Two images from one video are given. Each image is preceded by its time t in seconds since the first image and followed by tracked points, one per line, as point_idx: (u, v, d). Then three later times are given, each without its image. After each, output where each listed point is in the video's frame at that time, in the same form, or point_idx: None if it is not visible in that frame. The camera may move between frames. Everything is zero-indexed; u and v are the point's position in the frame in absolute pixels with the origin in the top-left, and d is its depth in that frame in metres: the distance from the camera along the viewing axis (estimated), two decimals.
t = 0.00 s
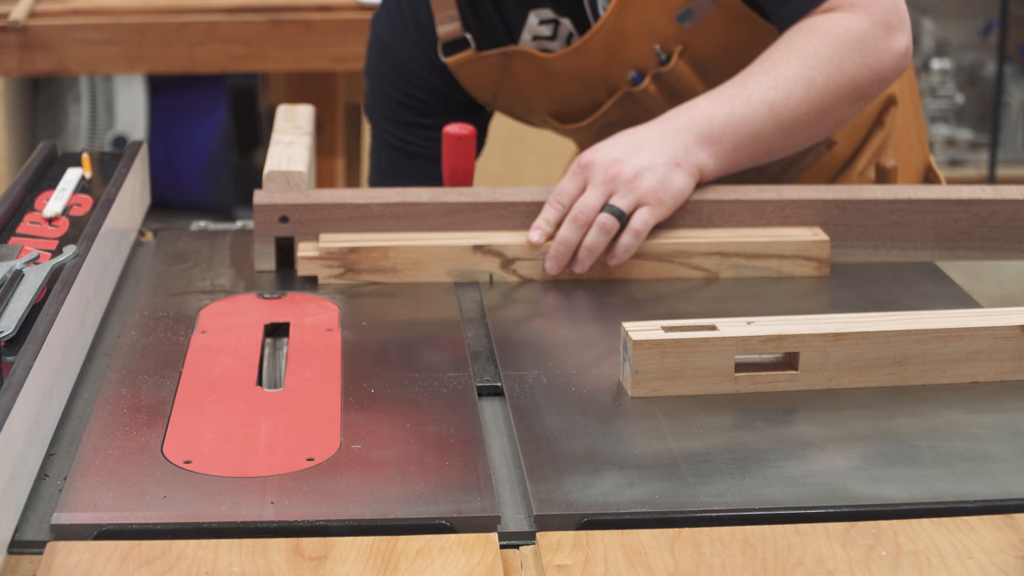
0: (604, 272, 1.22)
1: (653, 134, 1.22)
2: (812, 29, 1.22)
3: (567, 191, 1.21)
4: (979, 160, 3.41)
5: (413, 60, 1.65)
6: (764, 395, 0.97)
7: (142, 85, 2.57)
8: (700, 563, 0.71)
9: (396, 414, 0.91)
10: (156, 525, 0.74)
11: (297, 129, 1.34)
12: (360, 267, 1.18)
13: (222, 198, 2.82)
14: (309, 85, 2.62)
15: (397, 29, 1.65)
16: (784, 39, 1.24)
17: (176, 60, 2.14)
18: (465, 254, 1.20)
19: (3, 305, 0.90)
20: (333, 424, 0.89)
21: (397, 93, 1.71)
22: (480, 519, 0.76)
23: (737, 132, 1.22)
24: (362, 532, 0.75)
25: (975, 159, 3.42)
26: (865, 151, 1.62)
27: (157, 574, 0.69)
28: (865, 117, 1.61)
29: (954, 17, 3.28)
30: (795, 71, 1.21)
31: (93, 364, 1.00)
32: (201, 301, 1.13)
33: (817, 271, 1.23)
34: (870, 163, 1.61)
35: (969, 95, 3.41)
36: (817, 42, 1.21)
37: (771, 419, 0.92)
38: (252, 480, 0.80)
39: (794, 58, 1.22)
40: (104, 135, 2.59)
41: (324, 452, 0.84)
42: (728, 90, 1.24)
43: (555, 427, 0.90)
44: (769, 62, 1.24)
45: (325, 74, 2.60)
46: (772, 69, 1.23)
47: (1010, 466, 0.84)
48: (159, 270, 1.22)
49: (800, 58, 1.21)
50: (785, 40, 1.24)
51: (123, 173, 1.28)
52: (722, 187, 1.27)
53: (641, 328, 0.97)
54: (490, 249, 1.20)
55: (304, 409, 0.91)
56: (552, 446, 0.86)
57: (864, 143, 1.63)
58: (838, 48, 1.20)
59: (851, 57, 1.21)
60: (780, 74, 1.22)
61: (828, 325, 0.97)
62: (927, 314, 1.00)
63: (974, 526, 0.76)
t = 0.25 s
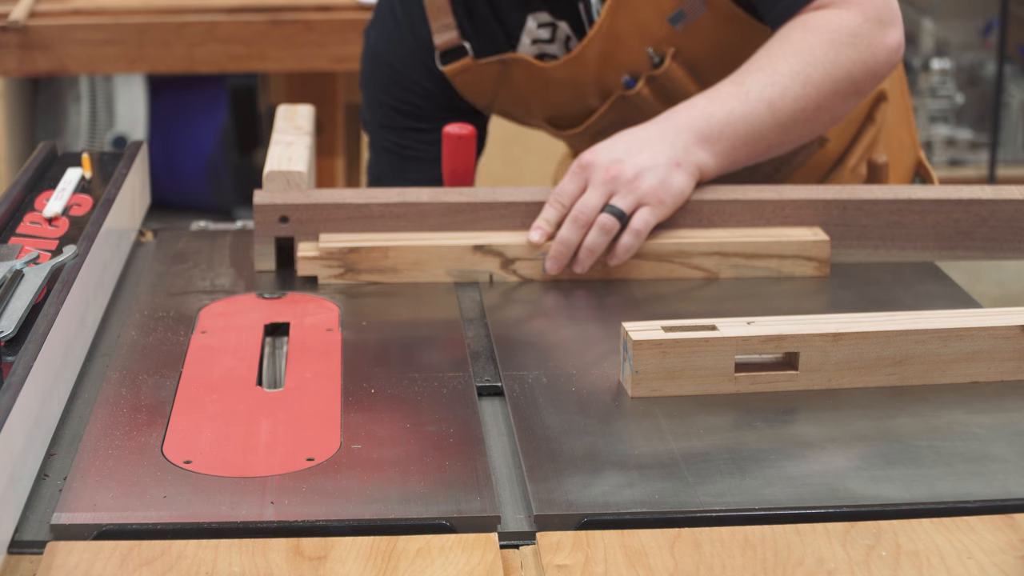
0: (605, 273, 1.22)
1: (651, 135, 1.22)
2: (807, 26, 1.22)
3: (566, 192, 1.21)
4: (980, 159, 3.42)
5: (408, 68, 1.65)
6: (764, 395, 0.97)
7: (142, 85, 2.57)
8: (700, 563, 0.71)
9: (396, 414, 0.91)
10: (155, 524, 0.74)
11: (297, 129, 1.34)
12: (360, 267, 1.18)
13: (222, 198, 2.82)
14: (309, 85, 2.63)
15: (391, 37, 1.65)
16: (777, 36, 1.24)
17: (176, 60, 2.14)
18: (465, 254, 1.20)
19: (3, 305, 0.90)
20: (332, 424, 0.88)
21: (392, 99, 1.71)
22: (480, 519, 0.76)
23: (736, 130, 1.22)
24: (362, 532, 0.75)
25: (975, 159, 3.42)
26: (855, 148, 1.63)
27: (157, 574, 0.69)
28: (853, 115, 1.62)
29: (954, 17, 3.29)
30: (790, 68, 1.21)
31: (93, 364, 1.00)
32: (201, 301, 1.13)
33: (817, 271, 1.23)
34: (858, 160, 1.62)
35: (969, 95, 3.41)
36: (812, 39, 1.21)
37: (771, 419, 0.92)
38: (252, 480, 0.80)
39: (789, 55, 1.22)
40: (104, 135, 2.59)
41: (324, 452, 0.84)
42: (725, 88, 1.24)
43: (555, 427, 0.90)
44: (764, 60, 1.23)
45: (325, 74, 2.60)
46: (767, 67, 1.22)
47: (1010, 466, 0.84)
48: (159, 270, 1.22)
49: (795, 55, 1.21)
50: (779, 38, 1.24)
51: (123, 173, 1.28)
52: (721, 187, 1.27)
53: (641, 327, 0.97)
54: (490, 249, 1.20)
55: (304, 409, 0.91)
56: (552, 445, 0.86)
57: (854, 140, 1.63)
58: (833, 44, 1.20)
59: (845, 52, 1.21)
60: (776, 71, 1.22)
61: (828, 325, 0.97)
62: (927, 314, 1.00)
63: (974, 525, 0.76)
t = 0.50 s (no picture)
0: (604, 274, 1.21)
1: (601, 120, 1.22)
2: None
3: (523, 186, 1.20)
4: (980, 159, 3.36)
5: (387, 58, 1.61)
6: (764, 395, 0.97)
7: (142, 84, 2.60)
8: (700, 563, 0.71)
9: (396, 414, 0.91)
10: (155, 524, 0.74)
11: (297, 129, 1.34)
12: (360, 267, 1.18)
13: (222, 198, 2.82)
14: (309, 85, 2.62)
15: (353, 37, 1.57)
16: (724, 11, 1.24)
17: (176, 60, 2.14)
18: (465, 254, 1.20)
19: (3, 305, 0.90)
20: (332, 424, 0.88)
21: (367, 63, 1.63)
22: (480, 519, 0.76)
23: (688, 108, 1.21)
24: (362, 532, 0.75)
25: (975, 159, 3.36)
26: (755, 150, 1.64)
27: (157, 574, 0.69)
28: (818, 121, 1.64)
29: (953, 17, 3.34)
30: (738, 43, 1.21)
31: (93, 364, 1.00)
32: (201, 301, 1.13)
33: (817, 271, 1.22)
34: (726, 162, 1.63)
35: (969, 95, 3.41)
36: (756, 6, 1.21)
37: (771, 419, 0.92)
38: (252, 480, 0.80)
39: (736, 29, 1.21)
40: (104, 135, 2.61)
41: (324, 452, 0.84)
42: (671, 68, 1.24)
43: (555, 427, 0.90)
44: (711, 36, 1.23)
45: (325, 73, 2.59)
46: (715, 43, 1.22)
47: (1010, 466, 0.84)
48: (160, 269, 1.22)
49: (741, 29, 1.21)
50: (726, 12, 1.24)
51: (123, 173, 1.28)
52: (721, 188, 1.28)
53: (641, 327, 0.97)
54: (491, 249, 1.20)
55: (303, 409, 0.91)
56: (551, 445, 0.86)
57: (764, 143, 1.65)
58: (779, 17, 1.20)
59: (791, 21, 1.20)
60: (724, 47, 1.21)
61: (828, 325, 0.97)
62: (926, 314, 1.00)
63: (974, 526, 0.76)
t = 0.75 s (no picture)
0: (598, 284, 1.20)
1: (563, 132, 1.22)
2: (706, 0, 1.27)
3: (485, 199, 1.18)
4: (980, 160, 3.36)
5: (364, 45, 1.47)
6: (763, 395, 0.97)
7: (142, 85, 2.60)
8: (700, 563, 0.71)
9: (395, 414, 0.91)
10: (155, 524, 0.74)
11: (297, 134, 1.34)
12: (353, 277, 1.17)
13: (222, 198, 2.82)
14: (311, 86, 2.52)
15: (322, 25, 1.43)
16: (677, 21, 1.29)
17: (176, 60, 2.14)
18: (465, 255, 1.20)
19: (3, 305, 0.90)
20: (332, 424, 0.88)
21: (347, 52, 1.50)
22: (480, 519, 0.76)
23: (650, 115, 1.24)
24: (362, 532, 0.75)
25: (975, 159, 3.36)
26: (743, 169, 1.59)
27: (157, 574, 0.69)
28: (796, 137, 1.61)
29: (953, 17, 3.37)
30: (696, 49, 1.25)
31: (93, 364, 1.00)
32: (201, 301, 1.13)
33: (816, 280, 1.21)
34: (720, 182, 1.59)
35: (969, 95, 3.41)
36: (715, 13, 1.25)
37: (771, 419, 0.92)
38: (252, 480, 0.80)
39: (693, 37, 1.26)
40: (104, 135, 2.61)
41: (324, 452, 0.84)
42: (631, 80, 1.26)
43: (554, 427, 0.89)
44: (669, 46, 1.26)
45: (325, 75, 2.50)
46: (672, 52, 1.26)
47: (1010, 466, 0.84)
48: (160, 269, 1.22)
49: (700, 35, 1.26)
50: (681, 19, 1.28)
51: (123, 173, 1.28)
52: (729, 195, 1.26)
53: (641, 327, 0.97)
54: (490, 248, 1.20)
55: (303, 409, 0.91)
56: (551, 445, 0.86)
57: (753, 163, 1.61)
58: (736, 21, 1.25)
59: (747, 25, 1.25)
60: (682, 54, 1.25)
61: (828, 325, 0.97)
62: (927, 314, 1.00)
63: (974, 526, 0.76)
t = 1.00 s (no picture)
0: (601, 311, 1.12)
1: (559, 150, 1.15)
2: (686, 2, 1.23)
3: (484, 221, 1.11)
4: (980, 160, 3.36)
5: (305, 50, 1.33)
6: (764, 395, 0.97)
7: (142, 85, 2.62)
8: (700, 563, 0.71)
9: (396, 414, 0.91)
10: (156, 524, 0.74)
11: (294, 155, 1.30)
12: (343, 304, 1.08)
13: (222, 198, 2.82)
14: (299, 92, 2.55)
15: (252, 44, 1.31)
16: (653, 20, 1.26)
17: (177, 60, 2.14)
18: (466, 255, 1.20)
19: (3, 305, 0.90)
20: (332, 424, 0.88)
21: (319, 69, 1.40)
22: (480, 519, 0.76)
23: (647, 125, 1.19)
24: (362, 532, 0.75)
25: (975, 159, 3.37)
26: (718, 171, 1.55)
27: (157, 574, 0.69)
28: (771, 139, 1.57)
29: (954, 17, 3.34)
30: (681, 49, 1.21)
31: (93, 364, 1.00)
32: (201, 301, 1.13)
33: (830, 307, 1.12)
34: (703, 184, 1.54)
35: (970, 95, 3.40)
36: (697, 13, 1.22)
37: (771, 419, 0.92)
38: (253, 480, 0.80)
39: (677, 35, 1.22)
40: (104, 135, 2.61)
41: (324, 452, 0.84)
42: (618, 85, 1.21)
43: (554, 427, 0.89)
44: (654, 48, 1.22)
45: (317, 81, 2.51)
46: (657, 54, 1.21)
47: (1010, 466, 0.84)
48: (159, 270, 1.22)
49: (683, 34, 1.22)
50: (656, 20, 1.25)
51: (123, 173, 1.28)
52: (746, 216, 1.18)
53: (641, 327, 0.97)
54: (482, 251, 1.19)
55: (303, 409, 0.91)
56: (552, 445, 0.86)
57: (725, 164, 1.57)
58: (718, 19, 1.22)
59: (730, 22, 1.22)
60: (669, 56, 1.21)
61: (828, 325, 0.97)
62: (927, 314, 1.00)
63: (974, 525, 0.76)
